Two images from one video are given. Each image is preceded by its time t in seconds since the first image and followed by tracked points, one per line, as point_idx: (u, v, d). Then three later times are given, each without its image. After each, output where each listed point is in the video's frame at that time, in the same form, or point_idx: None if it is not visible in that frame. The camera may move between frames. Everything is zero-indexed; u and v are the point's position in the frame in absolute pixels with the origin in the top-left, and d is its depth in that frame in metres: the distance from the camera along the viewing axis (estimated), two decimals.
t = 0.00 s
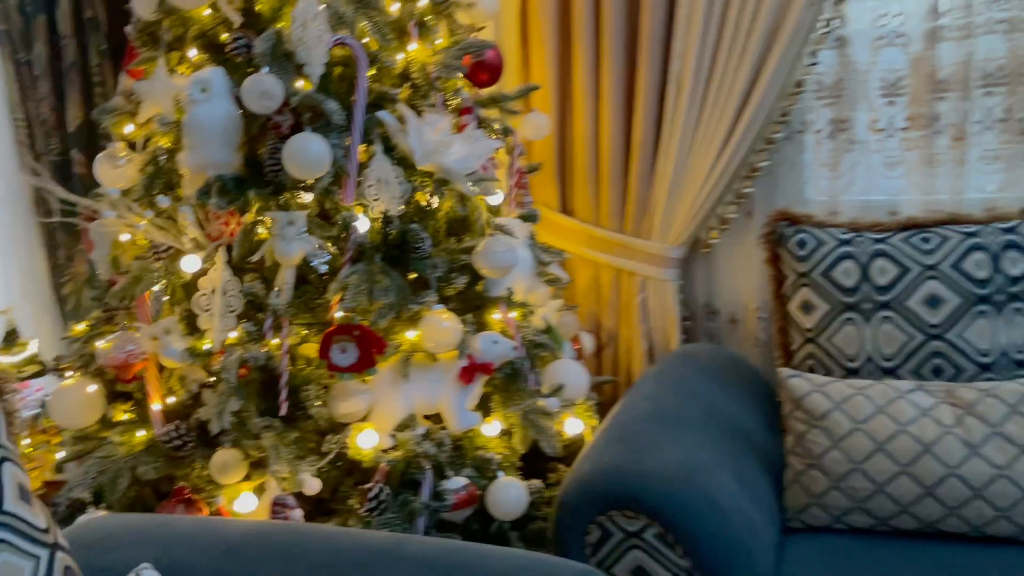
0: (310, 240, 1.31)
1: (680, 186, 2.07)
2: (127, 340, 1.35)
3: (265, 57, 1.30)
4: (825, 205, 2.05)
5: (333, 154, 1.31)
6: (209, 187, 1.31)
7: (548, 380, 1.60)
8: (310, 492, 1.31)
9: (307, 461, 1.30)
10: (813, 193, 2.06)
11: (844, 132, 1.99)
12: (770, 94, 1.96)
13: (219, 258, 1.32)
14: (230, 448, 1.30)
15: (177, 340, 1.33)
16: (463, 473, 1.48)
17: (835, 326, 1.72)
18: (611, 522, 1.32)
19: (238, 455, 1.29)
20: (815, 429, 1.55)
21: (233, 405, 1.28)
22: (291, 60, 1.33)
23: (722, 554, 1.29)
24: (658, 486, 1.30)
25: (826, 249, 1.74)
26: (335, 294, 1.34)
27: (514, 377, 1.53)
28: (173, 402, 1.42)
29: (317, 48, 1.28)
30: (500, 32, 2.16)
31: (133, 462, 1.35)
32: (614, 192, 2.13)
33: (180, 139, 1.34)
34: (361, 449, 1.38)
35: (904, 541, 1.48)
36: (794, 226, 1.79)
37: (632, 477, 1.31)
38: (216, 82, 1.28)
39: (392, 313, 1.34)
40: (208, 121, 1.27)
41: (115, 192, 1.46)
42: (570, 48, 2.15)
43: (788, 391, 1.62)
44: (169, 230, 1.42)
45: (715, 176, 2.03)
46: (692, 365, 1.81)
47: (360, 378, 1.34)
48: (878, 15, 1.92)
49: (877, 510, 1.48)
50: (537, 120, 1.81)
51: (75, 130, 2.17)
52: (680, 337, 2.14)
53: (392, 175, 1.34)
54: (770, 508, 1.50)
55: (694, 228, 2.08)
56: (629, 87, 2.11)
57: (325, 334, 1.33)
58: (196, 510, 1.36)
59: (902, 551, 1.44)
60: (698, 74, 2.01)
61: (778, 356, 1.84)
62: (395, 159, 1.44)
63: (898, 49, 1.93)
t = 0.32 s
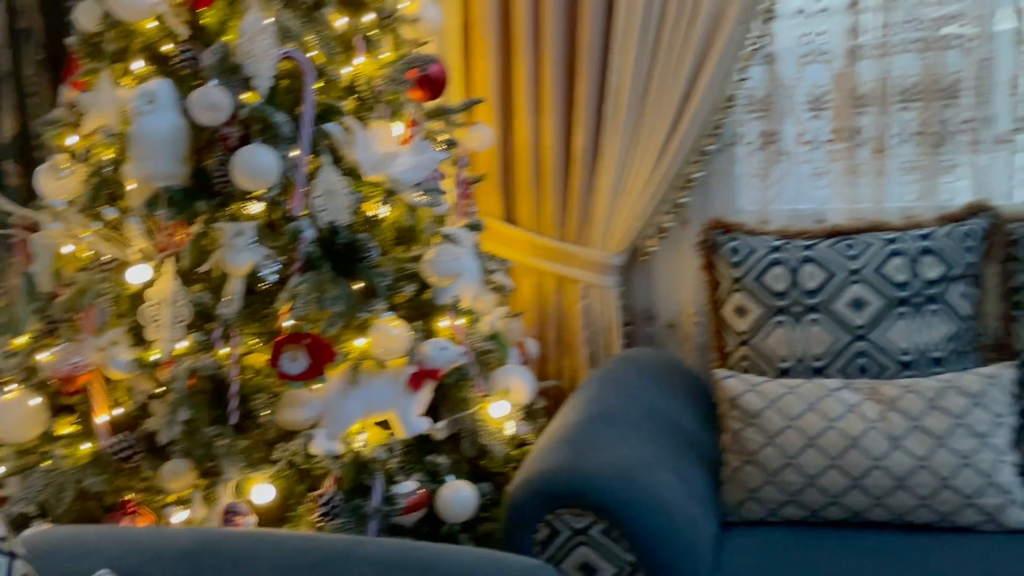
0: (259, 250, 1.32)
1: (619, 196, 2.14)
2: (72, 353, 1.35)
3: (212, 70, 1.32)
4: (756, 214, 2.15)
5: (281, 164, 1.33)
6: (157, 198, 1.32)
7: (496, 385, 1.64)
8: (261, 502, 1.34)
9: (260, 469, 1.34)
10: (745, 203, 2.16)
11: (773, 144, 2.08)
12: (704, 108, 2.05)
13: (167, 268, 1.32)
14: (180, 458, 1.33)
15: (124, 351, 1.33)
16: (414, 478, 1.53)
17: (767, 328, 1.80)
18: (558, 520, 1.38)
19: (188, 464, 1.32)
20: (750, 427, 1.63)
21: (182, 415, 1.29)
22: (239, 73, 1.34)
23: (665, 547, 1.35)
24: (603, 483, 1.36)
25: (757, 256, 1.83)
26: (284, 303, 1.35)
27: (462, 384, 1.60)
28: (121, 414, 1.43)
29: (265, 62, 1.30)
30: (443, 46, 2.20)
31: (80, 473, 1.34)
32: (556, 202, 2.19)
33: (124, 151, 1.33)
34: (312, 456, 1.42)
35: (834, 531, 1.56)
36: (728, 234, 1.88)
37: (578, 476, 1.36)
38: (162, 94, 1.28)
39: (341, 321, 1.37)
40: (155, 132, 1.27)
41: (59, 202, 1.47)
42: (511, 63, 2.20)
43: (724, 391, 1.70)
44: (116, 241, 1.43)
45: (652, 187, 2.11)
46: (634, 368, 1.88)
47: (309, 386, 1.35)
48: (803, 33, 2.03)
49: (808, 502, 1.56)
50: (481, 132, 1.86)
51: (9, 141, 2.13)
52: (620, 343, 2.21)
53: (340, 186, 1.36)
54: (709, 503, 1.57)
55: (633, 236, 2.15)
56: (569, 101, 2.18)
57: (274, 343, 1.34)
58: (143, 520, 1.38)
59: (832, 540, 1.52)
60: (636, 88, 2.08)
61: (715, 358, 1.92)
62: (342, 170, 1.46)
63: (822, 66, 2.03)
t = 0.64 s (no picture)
0: (211, 252, 1.32)
1: (565, 199, 2.19)
2: (16, 357, 1.33)
3: (161, 73, 1.32)
4: (696, 216, 2.22)
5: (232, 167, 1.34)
6: (105, 200, 1.31)
7: (447, 384, 1.69)
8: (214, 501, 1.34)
9: (211, 470, 1.33)
10: (684, 206, 2.23)
11: (711, 149, 2.17)
12: (645, 113, 2.12)
13: (116, 270, 1.32)
14: (130, 461, 1.31)
15: (72, 354, 1.32)
16: (367, 476, 1.54)
17: (708, 325, 1.87)
18: (511, 513, 1.42)
19: (139, 468, 1.30)
20: (693, 421, 1.69)
21: (132, 418, 1.30)
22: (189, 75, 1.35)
23: (614, 536, 1.40)
24: (554, 476, 1.40)
25: (698, 256, 1.89)
26: (236, 305, 1.36)
27: (413, 383, 1.60)
28: (68, 418, 1.41)
29: (215, 65, 1.31)
30: (389, 51, 2.22)
31: (27, 478, 1.32)
32: (503, 205, 2.23)
33: (71, 152, 1.33)
34: (265, 457, 1.40)
35: (773, 518, 1.63)
36: (669, 236, 1.94)
37: (530, 470, 1.41)
38: (110, 96, 1.29)
39: (293, 322, 1.39)
40: (103, 134, 1.28)
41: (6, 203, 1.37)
42: (457, 67, 2.23)
43: (668, 386, 1.76)
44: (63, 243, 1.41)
45: (596, 190, 2.17)
46: (581, 367, 1.93)
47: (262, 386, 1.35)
48: (738, 43, 2.11)
49: (749, 491, 1.63)
50: (429, 136, 1.89)
51: None
52: (567, 342, 2.25)
53: (291, 189, 1.38)
54: (655, 495, 1.62)
55: (578, 238, 2.20)
56: (514, 106, 2.22)
57: (226, 345, 1.35)
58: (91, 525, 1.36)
59: (771, 527, 1.59)
60: (579, 93, 2.14)
61: (658, 355, 1.97)
62: (293, 172, 1.48)
63: (756, 74, 2.12)
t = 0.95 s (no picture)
0: (163, 246, 1.32)
1: (512, 194, 2.23)
2: None
3: (109, 65, 1.32)
4: (639, 211, 2.28)
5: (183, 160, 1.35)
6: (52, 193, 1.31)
7: (399, 376, 1.71)
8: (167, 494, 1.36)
9: (163, 463, 1.34)
10: (628, 201, 2.29)
11: (653, 145, 2.23)
12: (590, 110, 2.17)
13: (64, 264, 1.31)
14: (82, 455, 1.33)
15: (19, 350, 1.34)
16: (321, 466, 1.59)
17: (652, 315, 1.92)
18: (466, 498, 1.45)
19: (91, 462, 1.32)
20: (639, 407, 1.75)
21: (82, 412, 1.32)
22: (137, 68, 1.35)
23: (565, 519, 1.45)
24: (506, 462, 1.45)
25: (642, 249, 1.95)
26: (188, 298, 1.38)
27: (366, 375, 1.62)
28: (16, 414, 1.41)
29: (164, 58, 1.31)
30: (335, 46, 2.23)
31: None
32: (451, 199, 2.26)
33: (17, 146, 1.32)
34: (220, 449, 1.45)
35: (716, 499, 1.70)
36: (614, 229, 2.00)
37: (483, 456, 1.45)
38: (56, 89, 1.27)
39: (246, 315, 1.39)
40: (49, 127, 1.26)
41: None
42: (404, 63, 2.25)
43: (614, 374, 1.81)
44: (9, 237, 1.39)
45: (543, 185, 2.21)
46: (530, 358, 1.98)
47: (214, 380, 1.39)
48: (679, 42, 2.18)
49: (693, 473, 1.70)
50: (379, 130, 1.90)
51: None
52: (515, 334, 2.30)
53: (243, 183, 1.39)
54: (603, 479, 1.68)
55: (525, 231, 2.24)
56: (461, 102, 2.25)
57: (179, 338, 1.37)
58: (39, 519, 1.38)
59: (714, 508, 1.66)
60: (525, 90, 2.18)
61: (604, 345, 2.03)
62: (243, 166, 1.49)
63: (696, 73, 2.19)
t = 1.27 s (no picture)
0: (119, 239, 1.34)
1: (469, 188, 2.26)
2: None
3: (63, 59, 1.31)
4: (594, 205, 2.33)
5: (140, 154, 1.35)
6: (7, 187, 1.31)
7: (359, 367, 1.75)
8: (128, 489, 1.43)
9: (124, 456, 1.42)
10: (583, 194, 2.33)
11: (607, 140, 2.27)
12: (544, 106, 2.21)
13: (19, 262, 1.33)
14: (41, 448, 1.38)
15: None
16: (281, 458, 1.62)
17: (607, 306, 1.97)
18: (428, 486, 1.50)
19: (49, 455, 1.38)
20: (595, 394, 1.79)
21: (38, 407, 1.35)
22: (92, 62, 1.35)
23: (524, 503, 1.49)
24: (467, 449, 1.49)
25: (596, 241, 2.00)
26: (146, 291, 1.39)
27: (325, 367, 1.69)
28: None
29: (120, 52, 1.32)
30: (290, 40, 2.23)
31: None
32: (408, 194, 2.28)
33: None
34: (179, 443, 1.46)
35: (670, 483, 1.76)
36: (569, 222, 2.04)
37: (444, 445, 1.49)
38: (11, 84, 1.26)
39: (206, 308, 1.42)
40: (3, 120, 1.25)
41: None
42: (360, 59, 2.27)
43: (570, 363, 1.86)
44: None
45: (499, 180, 2.25)
46: (488, 349, 2.01)
47: (172, 373, 1.40)
48: (631, 39, 2.23)
49: (648, 458, 1.75)
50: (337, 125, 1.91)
51: None
52: (472, 327, 2.32)
53: (200, 176, 1.42)
54: (560, 465, 1.72)
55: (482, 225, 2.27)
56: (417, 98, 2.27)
57: (136, 331, 1.37)
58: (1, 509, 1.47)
59: (668, 492, 1.71)
60: (481, 85, 2.21)
61: (561, 336, 2.07)
62: (201, 160, 1.49)
63: (648, 69, 2.24)
